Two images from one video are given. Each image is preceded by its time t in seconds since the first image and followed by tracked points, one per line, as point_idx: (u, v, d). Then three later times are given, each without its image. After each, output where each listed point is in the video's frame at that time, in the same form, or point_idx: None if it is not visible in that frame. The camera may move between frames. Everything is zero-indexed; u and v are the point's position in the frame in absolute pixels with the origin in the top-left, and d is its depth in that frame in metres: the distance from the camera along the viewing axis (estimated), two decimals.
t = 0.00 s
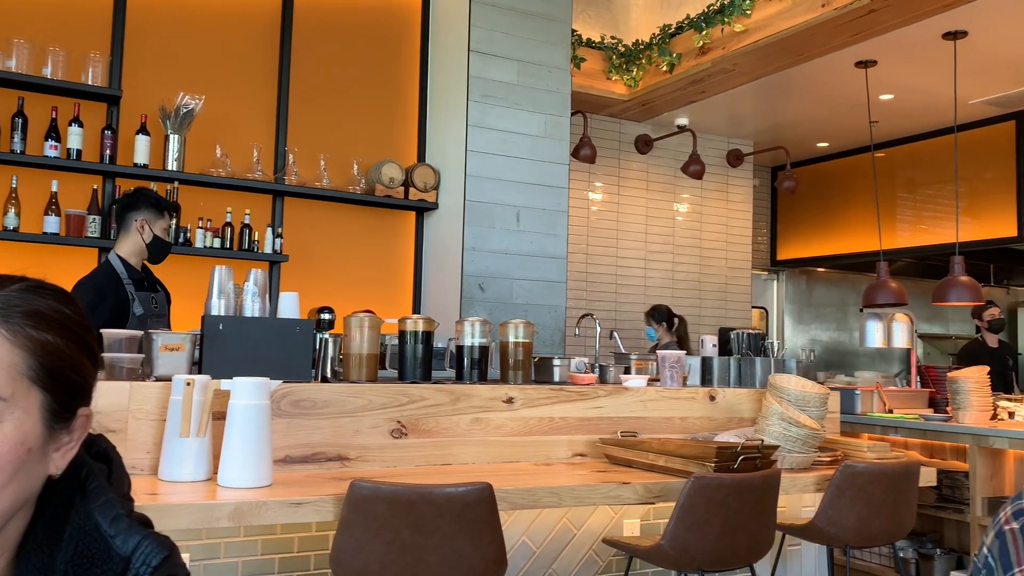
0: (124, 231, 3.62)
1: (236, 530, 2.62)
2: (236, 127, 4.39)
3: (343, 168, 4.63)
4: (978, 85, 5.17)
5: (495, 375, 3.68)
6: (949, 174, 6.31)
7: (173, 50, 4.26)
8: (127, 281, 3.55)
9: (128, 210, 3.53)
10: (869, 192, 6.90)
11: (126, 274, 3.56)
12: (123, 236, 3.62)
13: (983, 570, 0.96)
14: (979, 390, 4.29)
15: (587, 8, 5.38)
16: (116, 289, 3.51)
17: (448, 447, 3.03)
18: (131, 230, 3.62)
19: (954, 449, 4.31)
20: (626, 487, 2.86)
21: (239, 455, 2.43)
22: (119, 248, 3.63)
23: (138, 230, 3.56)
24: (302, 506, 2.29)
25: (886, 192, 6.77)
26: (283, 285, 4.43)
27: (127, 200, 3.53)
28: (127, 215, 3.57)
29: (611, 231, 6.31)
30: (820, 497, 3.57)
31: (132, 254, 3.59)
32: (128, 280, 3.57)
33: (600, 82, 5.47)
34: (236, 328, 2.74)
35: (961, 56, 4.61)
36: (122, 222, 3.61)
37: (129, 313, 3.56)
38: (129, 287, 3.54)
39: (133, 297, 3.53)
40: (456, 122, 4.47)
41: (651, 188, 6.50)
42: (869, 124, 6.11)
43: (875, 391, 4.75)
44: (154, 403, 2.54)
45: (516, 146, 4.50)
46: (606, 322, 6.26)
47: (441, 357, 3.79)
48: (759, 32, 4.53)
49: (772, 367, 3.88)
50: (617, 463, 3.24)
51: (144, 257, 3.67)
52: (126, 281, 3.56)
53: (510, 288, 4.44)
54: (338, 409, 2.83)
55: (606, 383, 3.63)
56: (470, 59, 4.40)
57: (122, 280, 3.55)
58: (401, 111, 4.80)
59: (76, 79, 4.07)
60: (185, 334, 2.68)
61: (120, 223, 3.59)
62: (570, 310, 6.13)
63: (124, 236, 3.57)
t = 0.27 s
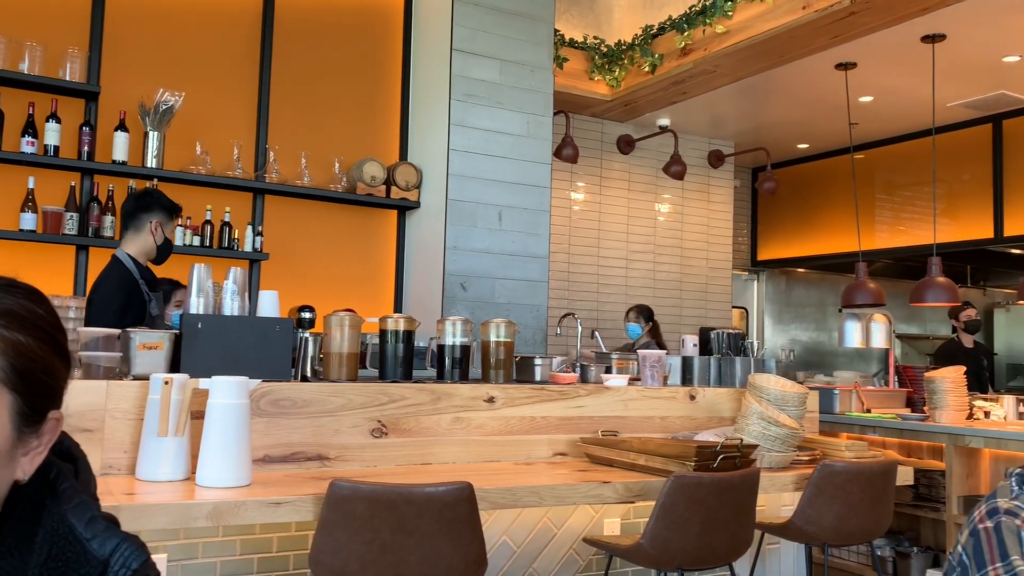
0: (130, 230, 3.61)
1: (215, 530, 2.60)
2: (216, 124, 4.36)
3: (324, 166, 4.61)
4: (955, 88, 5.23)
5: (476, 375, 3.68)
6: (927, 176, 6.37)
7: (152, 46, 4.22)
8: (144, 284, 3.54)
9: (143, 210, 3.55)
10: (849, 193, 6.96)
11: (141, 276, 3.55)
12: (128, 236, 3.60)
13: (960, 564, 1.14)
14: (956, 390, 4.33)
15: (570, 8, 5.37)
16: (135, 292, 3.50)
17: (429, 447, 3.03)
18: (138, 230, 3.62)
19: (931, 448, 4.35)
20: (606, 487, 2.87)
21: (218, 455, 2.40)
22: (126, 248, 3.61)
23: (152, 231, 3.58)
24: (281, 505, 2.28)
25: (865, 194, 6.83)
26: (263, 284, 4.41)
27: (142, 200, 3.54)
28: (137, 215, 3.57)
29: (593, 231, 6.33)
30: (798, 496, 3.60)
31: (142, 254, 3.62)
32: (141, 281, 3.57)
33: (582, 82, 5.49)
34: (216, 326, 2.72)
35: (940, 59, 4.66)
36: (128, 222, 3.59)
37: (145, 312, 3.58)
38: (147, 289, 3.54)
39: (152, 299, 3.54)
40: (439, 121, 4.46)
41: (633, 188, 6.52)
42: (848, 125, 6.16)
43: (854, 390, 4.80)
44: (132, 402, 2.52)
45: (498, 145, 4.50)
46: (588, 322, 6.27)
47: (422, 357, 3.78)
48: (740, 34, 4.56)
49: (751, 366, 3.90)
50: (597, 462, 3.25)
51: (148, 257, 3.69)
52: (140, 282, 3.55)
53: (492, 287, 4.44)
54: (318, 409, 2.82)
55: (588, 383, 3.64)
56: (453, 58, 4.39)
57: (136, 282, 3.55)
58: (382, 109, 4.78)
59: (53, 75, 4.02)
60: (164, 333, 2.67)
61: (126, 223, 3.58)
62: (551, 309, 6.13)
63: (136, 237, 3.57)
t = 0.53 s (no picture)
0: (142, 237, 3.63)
1: (191, 531, 2.58)
2: (196, 123, 4.33)
3: (305, 165, 4.59)
4: (933, 91, 5.28)
5: (456, 375, 3.68)
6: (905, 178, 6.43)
7: (131, 43, 4.19)
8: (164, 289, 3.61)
9: (160, 217, 3.60)
10: (827, 195, 7.00)
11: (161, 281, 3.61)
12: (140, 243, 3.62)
13: (927, 562, 1.35)
14: (931, 391, 4.37)
15: (552, 9, 5.40)
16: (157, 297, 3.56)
17: (408, 447, 3.02)
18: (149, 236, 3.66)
19: (908, 448, 4.40)
20: (585, 487, 2.88)
21: (195, 456, 2.39)
22: (140, 255, 3.63)
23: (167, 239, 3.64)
24: (258, 506, 2.26)
25: (844, 196, 6.88)
26: (243, 283, 4.39)
27: (158, 208, 3.58)
28: (150, 222, 3.61)
29: (574, 232, 6.34)
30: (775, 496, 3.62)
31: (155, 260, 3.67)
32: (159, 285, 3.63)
33: (564, 83, 5.50)
34: (193, 326, 2.70)
35: (918, 63, 4.71)
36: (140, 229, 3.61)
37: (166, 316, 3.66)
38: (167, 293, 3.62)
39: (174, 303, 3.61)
40: (419, 121, 4.46)
41: (614, 189, 6.54)
42: (827, 128, 6.21)
43: (831, 391, 4.84)
44: (108, 403, 2.50)
45: (479, 146, 4.50)
46: (569, 322, 6.29)
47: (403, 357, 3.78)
48: (720, 37, 4.59)
49: (729, 367, 3.93)
50: (577, 463, 3.26)
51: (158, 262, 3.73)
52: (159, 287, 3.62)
53: (473, 287, 4.44)
54: (296, 409, 2.81)
55: (567, 383, 3.65)
56: (434, 58, 4.39)
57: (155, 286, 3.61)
58: (363, 109, 4.77)
59: (30, 72, 3.98)
60: (141, 333, 2.66)
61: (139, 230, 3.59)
62: (532, 309, 6.14)
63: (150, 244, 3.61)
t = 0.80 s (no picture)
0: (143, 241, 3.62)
1: (164, 532, 2.56)
2: (171, 121, 4.30)
3: (281, 165, 4.57)
4: (905, 95, 5.36)
5: (432, 375, 3.67)
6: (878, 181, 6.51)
7: (105, 40, 4.15)
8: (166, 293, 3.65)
9: (161, 220, 3.59)
10: (801, 198, 7.07)
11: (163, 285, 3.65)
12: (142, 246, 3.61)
13: (901, 558, 1.37)
14: (903, 391, 4.43)
15: (529, 10, 5.39)
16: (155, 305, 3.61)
17: (383, 448, 3.02)
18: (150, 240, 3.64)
19: (880, 447, 4.45)
20: (560, 486, 2.89)
21: (167, 456, 2.36)
22: (141, 258, 3.62)
23: (169, 242, 3.63)
24: (232, 507, 2.25)
25: (817, 198, 6.95)
26: (218, 283, 4.36)
27: (159, 212, 3.57)
28: (151, 226, 3.60)
29: (551, 233, 6.35)
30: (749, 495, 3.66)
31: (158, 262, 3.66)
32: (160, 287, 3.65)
33: (541, 84, 5.52)
34: (166, 326, 2.68)
35: (890, 67, 4.77)
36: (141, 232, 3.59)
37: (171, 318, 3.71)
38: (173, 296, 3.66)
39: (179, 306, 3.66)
40: (397, 121, 4.45)
41: (592, 191, 6.56)
42: (801, 131, 6.28)
43: (805, 391, 4.89)
44: (79, 404, 2.47)
45: (456, 146, 4.50)
46: (546, 323, 6.30)
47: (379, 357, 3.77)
48: (696, 40, 4.63)
49: (704, 367, 3.96)
50: (553, 463, 3.27)
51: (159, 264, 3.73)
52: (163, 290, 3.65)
53: (450, 287, 4.43)
54: (271, 409, 2.79)
55: (544, 383, 3.65)
56: (412, 58, 4.38)
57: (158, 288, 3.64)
58: (340, 108, 4.76)
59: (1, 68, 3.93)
60: (114, 333, 2.63)
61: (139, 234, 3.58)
62: (509, 310, 6.15)
63: (151, 248, 3.60)
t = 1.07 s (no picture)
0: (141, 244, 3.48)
1: (126, 535, 2.53)
2: (136, 119, 4.24)
3: (249, 164, 4.53)
4: (870, 101, 5.45)
5: (401, 376, 3.67)
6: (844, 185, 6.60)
7: (69, 36, 4.08)
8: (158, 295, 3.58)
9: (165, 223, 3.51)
10: (768, 201, 7.15)
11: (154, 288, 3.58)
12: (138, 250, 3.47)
13: (865, 556, 1.38)
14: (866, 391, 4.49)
15: (500, 12, 5.40)
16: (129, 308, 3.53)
17: (350, 450, 3.00)
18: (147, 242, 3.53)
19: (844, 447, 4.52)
20: (528, 487, 2.89)
21: (130, 458, 2.33)
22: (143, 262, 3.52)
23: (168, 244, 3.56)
24: (195, 510, 2.23)
25: (784, 201, 7.03)
26: (185, 283, 4.31)
27: (163, 217, 3.48)
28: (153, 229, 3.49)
29: (521, 234, 6.36)
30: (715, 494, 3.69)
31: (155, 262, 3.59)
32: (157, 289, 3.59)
33: (511, 86, 5.53)
34: (129, 326, 2.64)
35: (855, 72, 4.84)
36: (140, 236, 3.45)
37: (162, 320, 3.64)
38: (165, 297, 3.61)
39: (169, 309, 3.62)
40: (366, 121, 4.44)
41: (562, 193, 6.59)
42: (768, 135, 6.36)
43: (771, 392, 4.94)
44: (38, 405, 2.43)
45: (426, 146, 4.49)
46: (516, 324, 6.31)
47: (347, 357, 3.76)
48: (664, 43, 4.67)
49: (671, 368, 3.99)
50: (520, 464, 3.28)
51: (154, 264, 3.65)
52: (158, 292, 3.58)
53: (419, 288, 4.43)
54: (236, 411, 2.77)
55: (512, 385, 3.66)
56: (381, 57, 4.37)
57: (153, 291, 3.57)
58: (309, 108, 4.73)
59: None
60: (75, 333, 2.59)
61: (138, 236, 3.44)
62: (479, 311, 6.15)
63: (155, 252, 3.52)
